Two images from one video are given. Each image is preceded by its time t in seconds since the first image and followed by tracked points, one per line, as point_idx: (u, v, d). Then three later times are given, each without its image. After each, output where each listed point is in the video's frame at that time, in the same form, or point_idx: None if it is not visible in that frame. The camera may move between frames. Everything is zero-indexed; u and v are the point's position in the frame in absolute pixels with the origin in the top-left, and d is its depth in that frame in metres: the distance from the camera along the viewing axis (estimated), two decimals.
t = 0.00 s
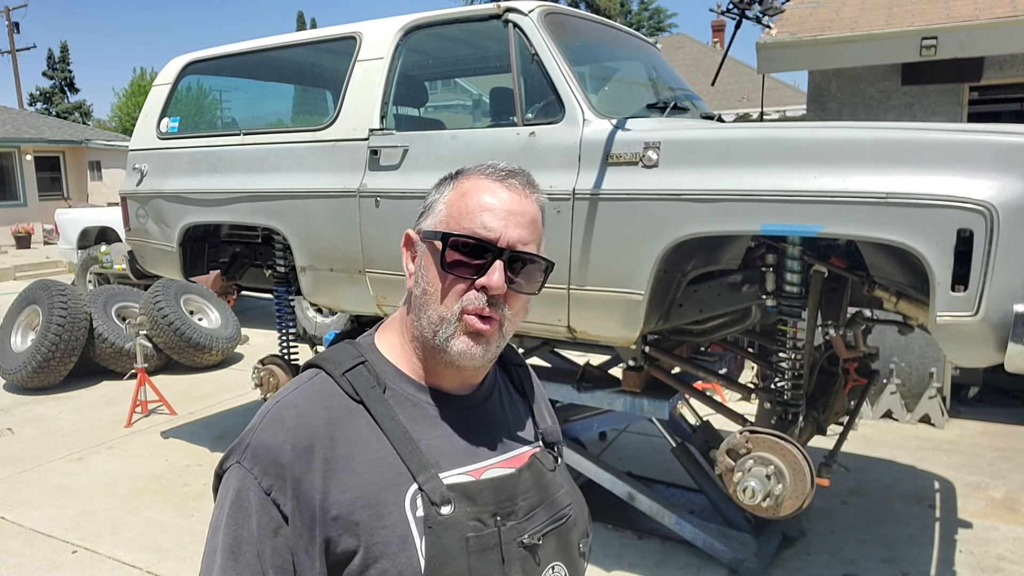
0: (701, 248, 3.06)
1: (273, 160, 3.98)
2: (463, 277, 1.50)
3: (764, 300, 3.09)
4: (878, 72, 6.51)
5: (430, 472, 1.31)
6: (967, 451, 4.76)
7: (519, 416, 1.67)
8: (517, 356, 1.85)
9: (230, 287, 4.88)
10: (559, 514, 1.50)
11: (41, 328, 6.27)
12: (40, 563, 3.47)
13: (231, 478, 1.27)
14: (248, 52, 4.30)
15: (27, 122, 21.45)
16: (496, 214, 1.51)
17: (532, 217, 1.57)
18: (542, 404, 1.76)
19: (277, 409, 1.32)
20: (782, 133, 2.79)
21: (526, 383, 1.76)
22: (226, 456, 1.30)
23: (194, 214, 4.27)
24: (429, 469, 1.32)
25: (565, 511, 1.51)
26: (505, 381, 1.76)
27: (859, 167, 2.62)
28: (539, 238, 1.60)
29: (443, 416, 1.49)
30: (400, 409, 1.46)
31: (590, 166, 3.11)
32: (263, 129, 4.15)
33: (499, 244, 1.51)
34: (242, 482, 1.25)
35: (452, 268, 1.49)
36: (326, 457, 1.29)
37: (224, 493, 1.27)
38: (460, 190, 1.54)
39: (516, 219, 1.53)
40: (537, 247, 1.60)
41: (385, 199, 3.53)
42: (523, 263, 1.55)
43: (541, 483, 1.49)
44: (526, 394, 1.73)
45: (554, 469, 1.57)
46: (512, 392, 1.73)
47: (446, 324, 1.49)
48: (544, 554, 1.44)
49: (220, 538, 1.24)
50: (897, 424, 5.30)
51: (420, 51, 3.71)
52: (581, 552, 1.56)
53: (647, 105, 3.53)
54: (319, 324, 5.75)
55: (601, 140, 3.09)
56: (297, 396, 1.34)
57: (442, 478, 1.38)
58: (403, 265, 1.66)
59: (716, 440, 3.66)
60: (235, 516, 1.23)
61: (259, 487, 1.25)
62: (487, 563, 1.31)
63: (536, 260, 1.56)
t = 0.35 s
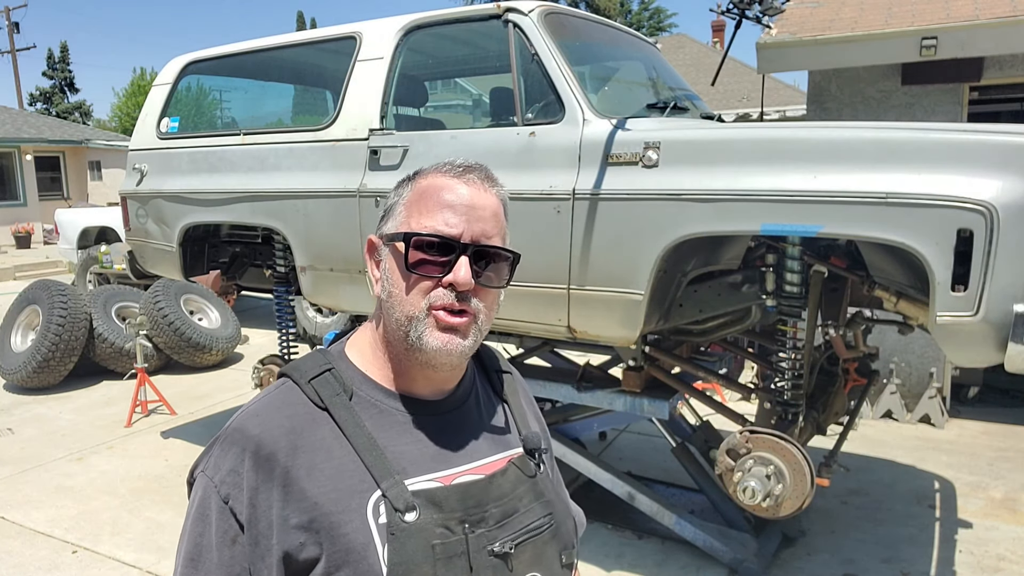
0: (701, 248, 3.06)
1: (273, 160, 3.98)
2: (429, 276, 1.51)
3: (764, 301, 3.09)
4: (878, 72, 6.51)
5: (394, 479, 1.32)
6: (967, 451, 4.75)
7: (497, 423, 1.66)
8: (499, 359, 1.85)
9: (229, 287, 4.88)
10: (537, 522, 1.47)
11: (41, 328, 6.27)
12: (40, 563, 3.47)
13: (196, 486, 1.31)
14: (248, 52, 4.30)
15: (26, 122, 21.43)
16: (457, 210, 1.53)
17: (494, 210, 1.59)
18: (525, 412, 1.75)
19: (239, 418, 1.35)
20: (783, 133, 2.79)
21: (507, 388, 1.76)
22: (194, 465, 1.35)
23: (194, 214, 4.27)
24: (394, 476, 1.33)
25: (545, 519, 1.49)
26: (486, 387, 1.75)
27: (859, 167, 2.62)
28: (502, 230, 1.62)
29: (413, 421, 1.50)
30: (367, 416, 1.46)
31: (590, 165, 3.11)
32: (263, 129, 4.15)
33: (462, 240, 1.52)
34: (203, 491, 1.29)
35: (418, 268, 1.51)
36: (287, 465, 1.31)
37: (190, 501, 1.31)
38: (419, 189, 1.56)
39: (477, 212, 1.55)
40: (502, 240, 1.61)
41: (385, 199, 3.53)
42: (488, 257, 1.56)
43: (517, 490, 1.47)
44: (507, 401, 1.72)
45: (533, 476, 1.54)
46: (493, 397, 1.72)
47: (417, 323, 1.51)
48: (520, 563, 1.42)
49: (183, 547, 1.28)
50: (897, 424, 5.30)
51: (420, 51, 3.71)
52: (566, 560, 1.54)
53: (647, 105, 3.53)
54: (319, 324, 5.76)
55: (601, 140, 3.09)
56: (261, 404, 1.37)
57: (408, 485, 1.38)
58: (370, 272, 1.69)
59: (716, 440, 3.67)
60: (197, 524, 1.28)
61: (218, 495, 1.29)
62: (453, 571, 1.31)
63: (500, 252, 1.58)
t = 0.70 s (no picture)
0: (701, 248, 3.06)
1: (273, 160, 3.98)
2: (401, 275, 1.52)
3: (764, 301, 3.09)
4: (878, 72, 6.51)
5: (380, 485, 1.33)
6: (967, 451, 4.75)
7: (486, 425, 1.66)
8: (488, 361, 1.85)
9: (230, 287, 4.88)
10: (528, 525, 1.47)
11: (41, 328, 6.27)
12: (40, 563, 3.47)
13: (180, 496, 1.36)
14: (247, 52, 4.30)
15: (27, 122, 21.43)
16: (421, 205, 1.55)
17: (457, 200, 1.61)
18: (514, 413, 1.75)
19: (222, 428, 1.38)
20: (783, 133, 2.79)
21: (495, 389, 1.76)
22: (180, 476, 1.39)
23: (193, 214, 4.27)
24: (380, 482, 1.34)
25: (535, 522, 1.48)
26: (475, 389, 1.76)
27: (859, 166, 2.62)
28: (468, 218, 1.63)
29: (398, 426, 1.51)
30: (351, 421, 1.48)
31: (590, 165, 3.11)
32: (263, 129, 4.15)
33: (430, 233, 1.54)
34: (185, 501, 1.33)
35: (390, 267, 1.52)
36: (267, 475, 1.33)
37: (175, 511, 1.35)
38: (381, 189, 1.58)
39: (441, 205, 1.57)
40: (470, 228, 1.63)
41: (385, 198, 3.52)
42: (458, 248, 1.58)
43: (506, 493, 1.47)
44: (496, 402, 1.72)
45: (522, 479, 1.53)
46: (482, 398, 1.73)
47: (395, 323, 1.53)
48: (510, 567, 1.42)
49: (166, 557, 1.32)
50: (897, 424, 5.30)
51: (420, 51, 3.71)
52: (559, 562, 1.54)
53: (647, 105, 3.53)
54: (319, 324, 5.75)
55: (601, 140, 3.09)
56: (243, 413, 1.40)
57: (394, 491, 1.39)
58: (342, 277, 1.70)
59: (716, 440, 3.67)
60: (178, 535, 1.31)
61: (198, 506, 1.32)
62: None
63: (470, 242, 1.60)
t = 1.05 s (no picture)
0: (701, 247, 3.06)
1: (273, 160, 3.98)
2: (389, 293, 1.52)
3: (764, 301, 3.09)
4: (877, 72, 6.52)
5: (378, 493, 1.33)
6: (967, 451, 4.75)
7: (483, 430, 1.66)
8: (486, 363, 1.85)
9: (230, 287, 4.88)
10: (526, 530, 1.47)
11: (41, 328, 6.27)
12: (40, 563, 3.47)
13: (181, 512, 1.38)
14: (248, 52, 4.30)
15: (26, 122, 21.43)
16: (407, 220, 1.53)
17: (445, 211, 1.59)
18: (512, 416, 1.75)
19: (218, 443, 1.40)
20: (784, 133, 2.79)
21: (493, 393, 1.76)
22: (181, 491, 1.42)
23: (193, 214, 4.27)
24: (377, 490, 1.34)
25: (534, 527, 1.49)
26: (472, 392, 1.76)
27: (859, 166, 2.62)
28: (457, 227, 1.61)
29: (394, 434, 1.51)
30: (347, 431, 1.48)
31: (590, 165, 3.11)
32: (263, 129, 4.15)
33: (416, 250, 1.53)
34: (186, 516, 1.36)
35: (376, 284, 1.52)
36: (264, 488, 1.34)
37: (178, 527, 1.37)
38: (366, 204, 1.56)
39: (428, 219, 1.55)
40: (459, 238, 1.61)
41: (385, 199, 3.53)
42: (446, 261, 1.57)
43: (505, 498, 1.47)
44: (494, 405, 1.72)
45: (521, 484, 1.54)
46: (480, 402, 1.73)
47: (384, 341, 1.53)
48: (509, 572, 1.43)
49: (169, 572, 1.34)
50: (897, 424, 5.30)
51: (420, 51, 3.72)
52: (554, 566, 1.55)
53: (647, 105, 3.53)
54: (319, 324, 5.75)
55: (601, 139, 3.09)
56: (239, 427, 1.41)
57: (392, 499, 1.39)
58: (330, 288, 1.70)
59: (716, 440, 3.67)
60: (181, 551, 1.34)
61: (198, 521, 1.35)
62: None
63: (458, 254, 1.58)
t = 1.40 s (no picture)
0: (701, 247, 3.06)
1: (273, 160, 3.98)
2: (381, 295, 1.53)
3: (764, 301, 3.09)
4: (877, 72, 6.51)
5: (362, 496, 1.34)
6: (967, 451, 4.75)
7: (480, 435, 1.66)
8: (489, 365, 1.85)
9: (230, 287, 4.88)
10: (517, 539, 1.45)
11: (41, 329, 6.27)
12: (40, 563, 3.47)
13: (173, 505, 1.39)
14: (248, 52, 4.30)
15: (26, 122, 21.41)
16: (398, 221, 1.54)
17: (436, 212, 1.59)
18: (513, 421, 1.75)
19: (212, 438, 1.41)
20: (784, 133, 2.79)
21: (493, 396, 1.75)
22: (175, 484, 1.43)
23: (193, 214, 4.27)
24: (362, 493, 1.34)
25: (525, 536, 1.46)
26: (473, 395, 1.75)
27: (859, 166, 2.63)
28: (450, 228, 1.62)
29: (385, 436, 1.52)
30: (338, 432, 1.49)
31: (590, 165, 3.11)
32: (263, 129, 4.15)
33: (406, 250, 1.53)
34: (177, 509, 1.37)
35: (368, 285, 1.53)
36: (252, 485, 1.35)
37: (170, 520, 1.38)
38: (357, 207, 1.57)
39: (419, 219, 1.55)
40: (451, 239, 1.62)
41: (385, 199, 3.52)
42: (437, 262, 1.57)
43: (494, 506, 1.45)
44: (494, 409, 1.71)
45: (515, 492, 1.51)
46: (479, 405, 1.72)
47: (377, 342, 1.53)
48: None
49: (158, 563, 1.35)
50: (897, 424, 5.30)
51: (420, 51, 3.72)
52: None
53: (648, 105, 3.53)
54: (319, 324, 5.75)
55: (601, 140, 3.09)
56: (234, 423, 1.43)
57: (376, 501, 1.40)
58: (326, 291, 1.71)
59: (716, 440, 3.67)
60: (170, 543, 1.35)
61: (188, 514, 1.35)
62: None
63: (450, 254, 1.59)
